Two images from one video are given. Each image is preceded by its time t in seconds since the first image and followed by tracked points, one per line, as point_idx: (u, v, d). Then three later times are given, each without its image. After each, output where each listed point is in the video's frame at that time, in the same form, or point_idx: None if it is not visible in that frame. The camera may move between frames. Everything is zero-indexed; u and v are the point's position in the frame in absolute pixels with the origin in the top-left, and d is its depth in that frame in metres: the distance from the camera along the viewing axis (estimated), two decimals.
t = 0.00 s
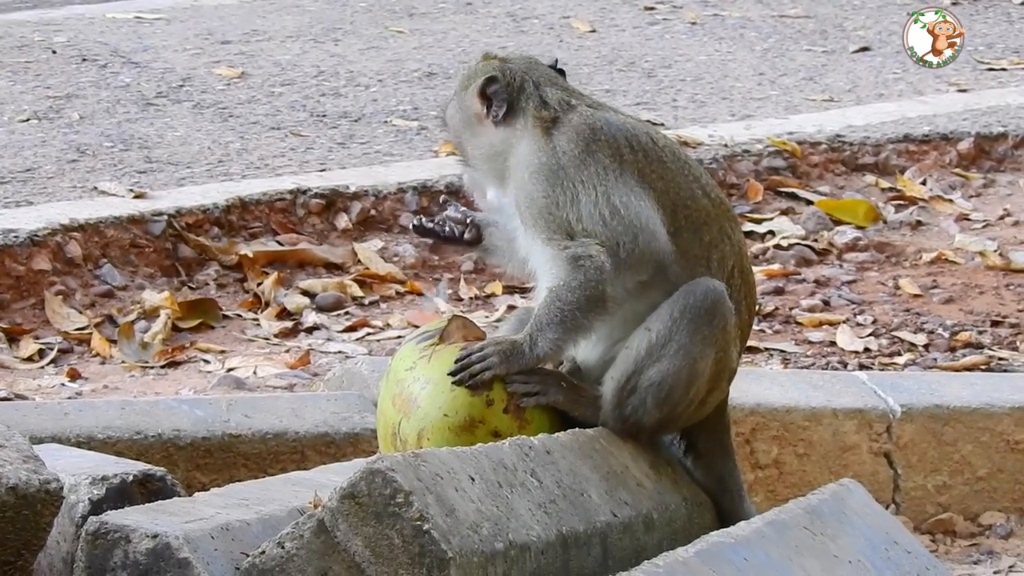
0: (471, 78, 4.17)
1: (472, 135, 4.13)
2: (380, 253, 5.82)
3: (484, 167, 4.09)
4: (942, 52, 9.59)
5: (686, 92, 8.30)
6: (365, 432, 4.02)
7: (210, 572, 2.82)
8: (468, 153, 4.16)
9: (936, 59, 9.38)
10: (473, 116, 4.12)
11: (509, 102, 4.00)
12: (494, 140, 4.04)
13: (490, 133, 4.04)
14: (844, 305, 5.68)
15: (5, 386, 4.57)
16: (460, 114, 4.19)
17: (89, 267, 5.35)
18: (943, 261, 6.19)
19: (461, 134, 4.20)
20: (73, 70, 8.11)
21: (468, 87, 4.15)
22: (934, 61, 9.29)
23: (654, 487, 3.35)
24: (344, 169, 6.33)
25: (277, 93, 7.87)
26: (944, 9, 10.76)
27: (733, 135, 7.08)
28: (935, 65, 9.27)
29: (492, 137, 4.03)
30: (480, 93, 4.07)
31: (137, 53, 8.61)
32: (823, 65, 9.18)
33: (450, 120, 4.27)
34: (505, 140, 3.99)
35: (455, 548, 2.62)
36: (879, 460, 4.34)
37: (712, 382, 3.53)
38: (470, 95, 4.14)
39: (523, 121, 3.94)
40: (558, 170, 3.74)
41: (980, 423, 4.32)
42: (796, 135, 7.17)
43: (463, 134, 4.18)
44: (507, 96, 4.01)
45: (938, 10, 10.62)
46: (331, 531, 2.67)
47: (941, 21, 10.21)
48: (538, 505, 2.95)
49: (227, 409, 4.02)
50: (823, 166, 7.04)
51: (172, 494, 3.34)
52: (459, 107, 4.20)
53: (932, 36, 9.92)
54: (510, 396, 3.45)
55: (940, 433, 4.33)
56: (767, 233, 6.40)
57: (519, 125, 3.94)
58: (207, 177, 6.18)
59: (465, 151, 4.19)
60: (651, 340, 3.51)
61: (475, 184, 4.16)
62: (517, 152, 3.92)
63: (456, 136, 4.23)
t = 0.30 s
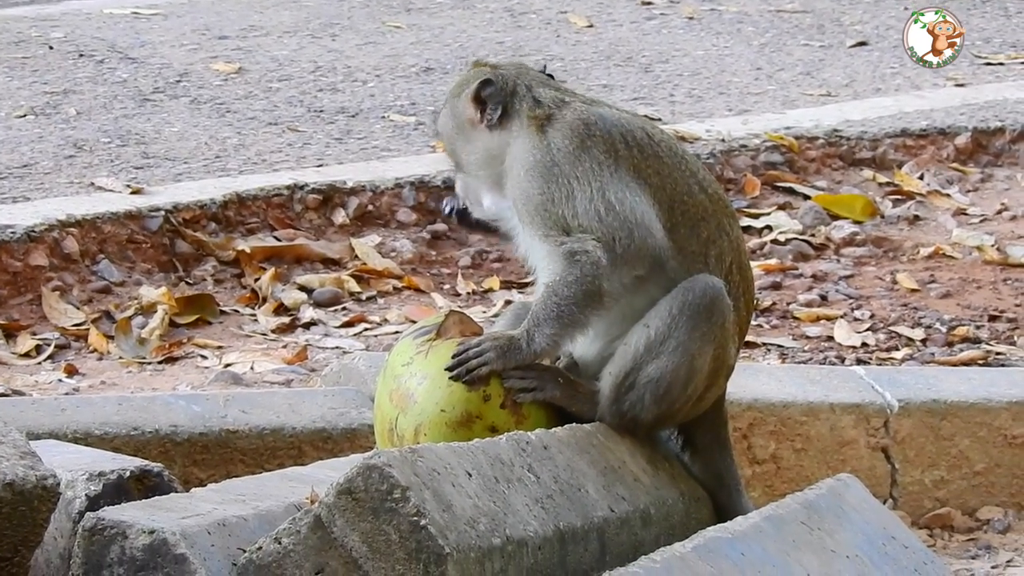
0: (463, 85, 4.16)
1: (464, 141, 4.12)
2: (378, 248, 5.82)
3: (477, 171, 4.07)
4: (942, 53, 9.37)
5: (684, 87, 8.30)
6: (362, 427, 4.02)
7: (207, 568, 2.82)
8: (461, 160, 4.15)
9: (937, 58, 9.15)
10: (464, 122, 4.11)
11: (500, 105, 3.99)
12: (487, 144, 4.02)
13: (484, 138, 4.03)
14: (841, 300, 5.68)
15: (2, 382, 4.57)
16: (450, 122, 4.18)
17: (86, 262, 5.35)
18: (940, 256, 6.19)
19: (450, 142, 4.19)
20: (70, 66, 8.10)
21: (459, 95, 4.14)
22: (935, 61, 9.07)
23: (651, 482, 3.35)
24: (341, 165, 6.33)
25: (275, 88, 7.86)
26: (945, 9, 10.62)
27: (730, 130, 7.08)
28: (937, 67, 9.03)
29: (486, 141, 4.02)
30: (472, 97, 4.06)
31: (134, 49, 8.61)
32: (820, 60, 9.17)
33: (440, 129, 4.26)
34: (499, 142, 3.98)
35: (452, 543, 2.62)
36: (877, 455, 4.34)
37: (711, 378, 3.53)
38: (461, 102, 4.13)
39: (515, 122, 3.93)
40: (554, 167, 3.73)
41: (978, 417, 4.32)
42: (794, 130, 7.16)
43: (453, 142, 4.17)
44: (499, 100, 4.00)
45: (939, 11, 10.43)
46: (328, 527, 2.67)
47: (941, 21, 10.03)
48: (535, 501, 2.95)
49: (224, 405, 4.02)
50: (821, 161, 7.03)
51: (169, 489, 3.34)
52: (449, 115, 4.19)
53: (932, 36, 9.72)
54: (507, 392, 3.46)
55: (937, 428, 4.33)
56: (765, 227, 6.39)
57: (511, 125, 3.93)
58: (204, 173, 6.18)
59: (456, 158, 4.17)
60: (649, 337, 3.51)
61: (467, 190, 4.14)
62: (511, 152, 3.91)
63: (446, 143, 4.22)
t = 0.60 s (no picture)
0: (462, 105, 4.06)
1: (478, 157, 3.99)
2: (373, 244, 5.82)
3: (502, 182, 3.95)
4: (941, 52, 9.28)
5: (679, 83, 8.30)
6: (357, 424, 4.02)
7: (202, 565, 2.82)
8: (476, 178, 4.01)
9: (937, 59, 9.02)
10: (476, 139, 3.99)
11: (512, 111, 3.92)
12: (505, 154, 3.92)
13: (494, 146, 3.95)
14: (837, 295, 5.68)
15: None
16: (455, 145, 4.04)
17: (81, 259, 5.35)
18: (936, 251, 6.19)
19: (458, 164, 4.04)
20: (65, 62, 8.09)
21: (463, 114, 4.03)
22: (935, 62, 8.94)
23: (646, 478, 3.35)
24: (337, 161, 6.33)
25: (270, 84, 7.86)
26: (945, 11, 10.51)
27: (726, 126, 7.07)
28: (936, 65, 8.93)
29: (504, 151, 3.92)
30: (478, 107, 3.97)
31: (129, 46, 8.60)
32: (815, 55, 9.17)
33: (438, 158, 4.11)
34: (511, 147, 3.90)
35: (448, 540, 2.62)
36: (873, 451, 4.34)
37: (706, 373, 3.53)
38: (466, 119, 4.02)
39: (526, 123, 3.87)
40: (571, 161, 3.70)
41: (973, 413, 4.32)
42: (789, 125, 7.16)
43: (463, 163, 4.02)
44: (509, 106, 3.93)
45: (939, 11, 10.31)
46: (323, 524, 2.67)
47: (941, 21, 9.96)
48: (530, 497, 2.95)
49: (219, 401, 4.02)
50: (816, 156, 7.03)
51: (165, 486, 3.34)
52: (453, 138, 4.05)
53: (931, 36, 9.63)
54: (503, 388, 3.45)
55: (933, 424, 4.33)
56: (760, 223, 6.40)
57: (524, 127, 3.87)
58: (199, 169, 6.18)
59: (468, 179, 4.03)
60: (644, 333, 3.50)
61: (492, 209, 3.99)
62: (523, 152, 3.85)
63: (450, 167, 4.07)
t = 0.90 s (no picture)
0: (491, 113, 3.72)
1: (516, 170, 3.68)
2: (369, 241, 5.82)
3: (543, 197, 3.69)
4: (941, 52, 9.10)
5: (675, 79, 8.30)
6: (353, 420, 4.02)
7: (198, 562, 2.82)
8: (512, 193, 3.70)
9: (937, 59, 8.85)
10: (516, 152, 3.66)
11: (552, 121, 3.66)
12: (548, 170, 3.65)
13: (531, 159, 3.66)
14: (833, 291, 5.68)
15: None
16: (488, 157, 3.69)
17: (77, 255, 5.35)
18: (931, 247, 6.19)
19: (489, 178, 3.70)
20: (61, 58, 8.09)
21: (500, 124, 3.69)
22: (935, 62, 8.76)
23: (642, 474, 3.35)
24: (333, 157, 6.32)
25: (265, 80, 7.85)
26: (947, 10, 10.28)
27: (721, 122, 7.07)
28: (935, 66, 8.76)
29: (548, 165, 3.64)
30: (517, 117, 3.65)
31: (125, 42, 8.60)
32: (810, 52, 9.17)
33: (460, 168, 3.73)
34: (552, 161, 3.64)
35: (444, 536, 2.62)
36: (868, 446, 4.34)
37: (706, 364, 3.51)
38: (498, 129, 3.69)
39: (565, 133, 3.64)
40: (614, 177, 3.54)
41: (968, 409, 4.33)
42: (784, 121, 7.16)
43: (497, 176, 3.70)
44: (546, 115, 3.67)
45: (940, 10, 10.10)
46: (319, 520, 2.67)
47: (941, 21, 9.76)
48: (526, 493, 2.95)
49: (215, 398, 4.02)
50: (811, 152, 7.03)
51: (161, 483, 3.34)
52: (484, 149, 3.70)
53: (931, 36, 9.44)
54: (500, 384, 3.44)
55: (928, 419, 4.33)
56: (756, 219, 6.40)
57: (565, 139, 3.63)
58: (195, 165, 6.18)
59: (499, 193, 3.71)
60: (647, 328, 3.45)
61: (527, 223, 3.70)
62: (562, 165, 3.62)
63: (478, 179, 3.72)
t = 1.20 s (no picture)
0: (500, 132, 3.64)
1: (526, 189, 3.63)
2: (365, 239, 5.82)
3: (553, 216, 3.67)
4: (941, 53, 9.03)
5: (671, 77, 8.30)
6: (349, 418, 4.02)
7: (194, 559, 2.81)
8: (521, 212, 3.66)
9: (937, 58, 8.80)
10: (529, 171, 3.61)
11: (561, 138, 3.62)
12: (557, 187, 3.62)
13: (545, 177, 3.62)
14: (828, 289, 5.69)
15: None
16: (500, 177, 3.63)
17: (73, 254, 5.34)
18: (927, 245, 6.20)
19: (501, 198, 3.64)
20: (57, 57, 8.09)
21: (513, 146, 3.61)
22: (934, 61, 8.72)
23: (639, 472, 3.34)
24: (328, 156, 6.32)
25: (261, 79, 7.86)
26: (946, 10, 10.21)
27: (716, 120, 7.07)
28: (936, 64, 8.70)
29: (559, 182, 3.61)
30: (529, 136, 3.60)
31: (120, 41, 8.60)
32: (806, 50, 9.17)
33: (468, 190, 3.63)
34: (561, 175, 3.61)
35: (440, 535, 2.62)
36: (864, 445, 4.35)
37: (703, 359, 3.52)
38: (510, 148, 3.62)
39: (573, 146, 3.61)
40: (625, 185, 3.54)
41: (965, 407, 4.33)
42: (780, 119, 7.16)
43: (508, 195, 3.64)
44: (553, 132, 3.62)
45: (940, 10, 10.01)
46: (315, 518, 2.68)
47: (941, 21, 9.68)
48: (522, 491, 2.94)
49: (211, 396, 4.03)
50: (807, 151, 7.04)
51: (157, 481, 3.34)
52: (495, 170, 3.63)
53: (931, 36, 9.36)
54: (494, 383, 3.44)
55: (924, 417, 4.34)
56: (751, 218, 6.41)
57: (575, 152, 3.60)
58: (190, 164, 6.18)
59: (508, 211, 3.66)
60: (646, 332, 3.45)
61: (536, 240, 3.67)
62: (572, 178, 3.59)
63: (487, 199, 3.65)
